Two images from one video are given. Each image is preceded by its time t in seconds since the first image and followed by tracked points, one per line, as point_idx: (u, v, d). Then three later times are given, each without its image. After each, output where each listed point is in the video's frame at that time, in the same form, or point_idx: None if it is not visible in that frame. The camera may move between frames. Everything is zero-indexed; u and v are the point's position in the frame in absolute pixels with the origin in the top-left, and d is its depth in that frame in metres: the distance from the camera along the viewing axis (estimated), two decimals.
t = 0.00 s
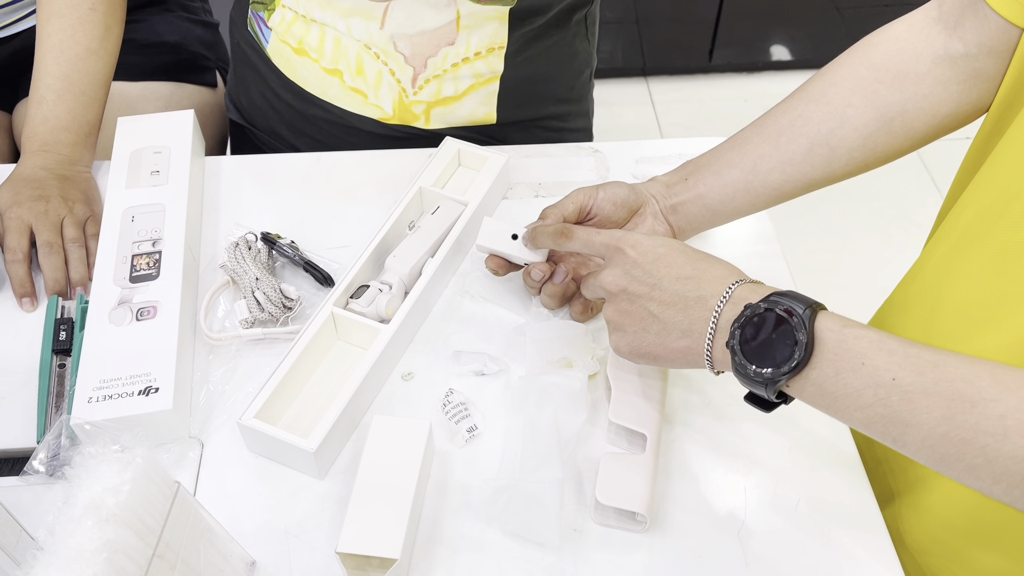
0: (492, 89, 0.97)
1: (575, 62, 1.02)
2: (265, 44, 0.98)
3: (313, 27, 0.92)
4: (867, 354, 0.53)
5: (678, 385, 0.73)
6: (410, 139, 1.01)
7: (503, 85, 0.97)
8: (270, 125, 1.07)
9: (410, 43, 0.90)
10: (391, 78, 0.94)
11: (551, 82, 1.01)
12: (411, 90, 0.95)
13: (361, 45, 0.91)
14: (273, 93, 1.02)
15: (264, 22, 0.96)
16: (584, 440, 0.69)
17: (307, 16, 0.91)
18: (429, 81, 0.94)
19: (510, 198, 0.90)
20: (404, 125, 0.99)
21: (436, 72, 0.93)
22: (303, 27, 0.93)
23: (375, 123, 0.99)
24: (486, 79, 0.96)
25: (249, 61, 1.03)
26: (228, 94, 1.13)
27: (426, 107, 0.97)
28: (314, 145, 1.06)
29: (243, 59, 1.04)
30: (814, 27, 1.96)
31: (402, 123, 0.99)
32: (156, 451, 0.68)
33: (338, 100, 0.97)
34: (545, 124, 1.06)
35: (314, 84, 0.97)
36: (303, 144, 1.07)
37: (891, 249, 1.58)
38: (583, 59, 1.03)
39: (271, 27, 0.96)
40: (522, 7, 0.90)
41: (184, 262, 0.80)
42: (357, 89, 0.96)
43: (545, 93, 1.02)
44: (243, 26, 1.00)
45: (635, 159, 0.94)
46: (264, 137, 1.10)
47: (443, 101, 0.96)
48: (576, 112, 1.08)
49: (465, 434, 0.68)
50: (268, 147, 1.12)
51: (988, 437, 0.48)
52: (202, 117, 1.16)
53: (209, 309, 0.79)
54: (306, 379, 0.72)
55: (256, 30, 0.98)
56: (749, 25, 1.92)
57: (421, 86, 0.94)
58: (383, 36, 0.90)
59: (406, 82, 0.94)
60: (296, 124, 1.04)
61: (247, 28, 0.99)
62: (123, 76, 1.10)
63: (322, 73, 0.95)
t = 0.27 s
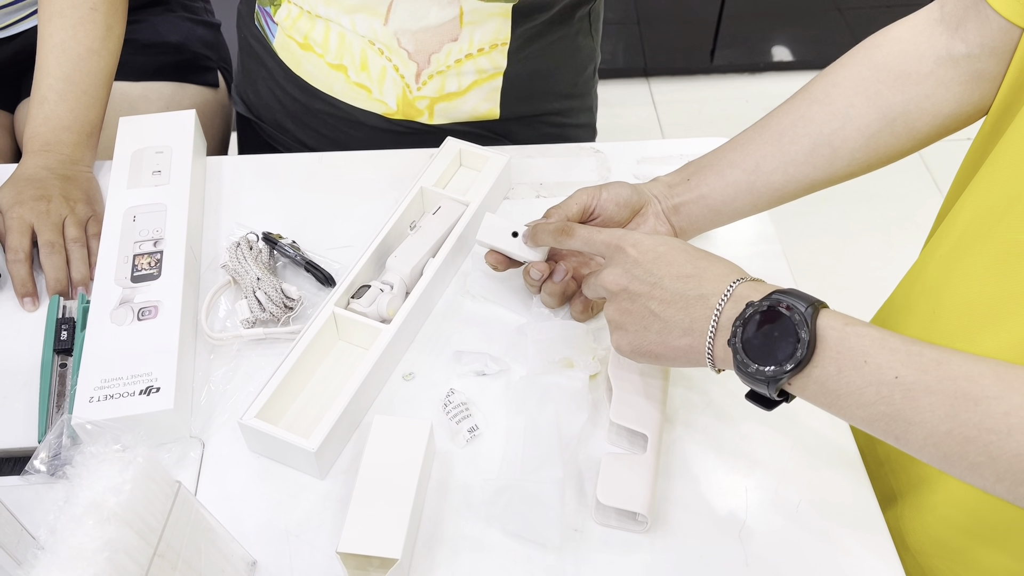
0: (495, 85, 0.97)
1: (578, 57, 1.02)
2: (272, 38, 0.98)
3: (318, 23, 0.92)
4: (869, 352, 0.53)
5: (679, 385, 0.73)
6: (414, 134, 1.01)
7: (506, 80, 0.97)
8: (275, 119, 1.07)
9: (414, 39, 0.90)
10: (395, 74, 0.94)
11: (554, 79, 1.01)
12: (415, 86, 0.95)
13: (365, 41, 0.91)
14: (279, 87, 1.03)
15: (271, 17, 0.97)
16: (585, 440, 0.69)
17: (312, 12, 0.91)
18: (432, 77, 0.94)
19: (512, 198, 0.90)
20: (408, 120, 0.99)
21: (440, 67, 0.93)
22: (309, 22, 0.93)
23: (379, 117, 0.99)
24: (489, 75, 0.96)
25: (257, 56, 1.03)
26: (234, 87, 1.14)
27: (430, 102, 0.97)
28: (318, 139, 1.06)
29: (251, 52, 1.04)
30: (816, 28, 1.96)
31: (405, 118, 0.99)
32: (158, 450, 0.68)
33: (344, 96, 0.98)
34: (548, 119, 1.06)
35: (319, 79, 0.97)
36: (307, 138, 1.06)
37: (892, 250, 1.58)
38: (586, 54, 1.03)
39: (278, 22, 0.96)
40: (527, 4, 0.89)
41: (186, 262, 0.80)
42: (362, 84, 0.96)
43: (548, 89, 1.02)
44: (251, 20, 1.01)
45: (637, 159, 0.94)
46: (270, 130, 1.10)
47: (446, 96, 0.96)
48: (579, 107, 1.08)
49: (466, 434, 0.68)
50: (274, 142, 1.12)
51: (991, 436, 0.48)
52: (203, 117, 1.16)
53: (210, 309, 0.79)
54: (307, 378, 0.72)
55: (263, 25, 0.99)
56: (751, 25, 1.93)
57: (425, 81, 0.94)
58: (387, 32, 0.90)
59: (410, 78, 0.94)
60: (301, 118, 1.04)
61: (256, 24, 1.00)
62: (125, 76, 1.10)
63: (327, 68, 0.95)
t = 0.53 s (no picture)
0: (497, 84, 0.97)
1: (578, 55, 1.01)
2: (275, 37, 0.98)
3: (319, 22, 0.92)
4: (876, 375, 0.53)
5: (679, 386, 0.73)
6: (415, 133, 1.01)
7: (507, 79, 0.97)
8: (278, 117, 1.07)
9: (415, 38, 0.90)
10: (396, 73, 0.94)
11: (554, 78, 1.01)
12: (416, 85, 0.95)
13: (366, 40, 0.91)
14: (281, 87, 1.03)
15: (273, 16, 0.97)
16: (584, 441, 0.68)
17: (314, 11, 0.92)
18: (433, 76, 0.94)
19: (511, 199, 0.90)
20: (409, 119, 0.99)
21: (441, 66, 0.93)
22: (310, 21, 0.93)
23: (380, 116, 0.99)
24: (490, 74, 0.96)
25: (260, 56, 1.03)
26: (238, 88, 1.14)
27: (431, 101, 0.97)
28: (320, 138, 1.06)
29: (254, 52, 1.05)
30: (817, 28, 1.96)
31: (407, 117, 0.99)
32: (157, 451, 0.69)
33: (345, 95, 0.98)
34: (549, 119, 1.06)
35: (321, 78, 0.97)
36: (309, 138, 1.07)
37: (893, 252, 1.58)
38: (586, 55, 1.03)
39: (280, 21, 0.96)
40: (527, 3, 0.90)
41: (186, 263, 0.80)
42: (363, 83, 0.96)
43: (550, 87, 1.02)
44: (254, 19, 1.02)
45: (637, 161, 0.94)
46: (273, 129, 1.10)
47: (447, 96, 0.96)
48: (582, 107, 1.08)
49: (466, 436, 0.68)
50: (277, 140, 1.12)
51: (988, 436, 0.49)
52: (204, 118, 1.16)
53: (209, 310, 0.79)
54: (307, 379, 0.72)
55: (266, 24, 0.99)
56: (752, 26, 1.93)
57: (426, 80, 0.94)
58: (389, 31, 0.90)
59: (411, 77, 0.94)
60: (303, 117, 1.04)
61: (258, 22, 1.01)
62: (126, 77, 1.10)
63: (329, 67, 0.96)
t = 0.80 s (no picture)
0: (495, 84, 0.97)
1: (577, 57, 1.02)
2: (273, 38, 0.98)
3: (318, 23, 0.92)
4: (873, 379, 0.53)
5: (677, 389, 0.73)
6: (414, 134, 1.02)
7: (505, 79, 0.98)
8: (277, 117, 1.07)
9: (413, 39, 0.91)
10: (395, 73, 0.94)
11: (553, 79, 1.01)
12: (414, 85, 0.95)
13: (365, 41, 0.91)
14: (280, 87, 1.03)
15: (272, 16, 0.97)
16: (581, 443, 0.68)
17: (313, 11, 0.92)
18: (432, 77, 0.94)
19: (510, 201, 0.90)
20: (408, 119, 0.99)
21: (439, 67, 0.93)
22: (309, 22, 0.93)
23: (379, 116, 0.99)
24: (488, 74, 0.96)
25: (259, 57, 1.03)
26: (236, 88, 1.14)
27: (429, 101, 0.97)
28: (319, 138, 1.06)
29: (253, 54, 1.05)
30: (818, 30, 1.96)
31: (405, 117, 0.99)
32: (155, 452, 0.69)
33: (343, 95, 0.98)
34: (547, 119, 1.06)
35: (320, 78, 0.97)
36: (308, 138, 1.07)
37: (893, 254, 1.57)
38: (585, 54, 1.03)
39: (278, 21, 0.96)
40: (525, 4, 0.90)
41: (184, 264, 0.80)
42: (361, 84, 0.96)
43: (548, 87, 1.02)
44: (253, 20, 1.02)
45: (635, 162, 0.94)
46: (272, 130, 1.10)
47: (446, 96, 0.96)
48: (580, 107, 1.08)
49: (463, 437, 0.68)
50: (276, 140, 1.12)
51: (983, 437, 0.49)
52: (203, 119, 1.16)
53: (208, 311, 0.79)
54: (305, 379, 0.72)
55: (265, 25, 0.99)
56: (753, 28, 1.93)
57: (424, 81, 0.94)
58: (387, 31, 0.90)
59: (409, 77, 0.94)
60: (302, 117, 1.04)
61: (257, 23, 1.01)
62: (125, 78, 1.10)
63: (327, 67, 0.96)
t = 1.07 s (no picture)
0: (495, 82, 0.97)
1: (577, 55, 1.02)
2: (273, 36, 0.98)
3: (318, 21, 0.92)
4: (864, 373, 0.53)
5: (677, 388, 0.73)
6: (414, 132, 1.01)
7: (505, 76, 0.97)
8: (276, 117, 1.07)
9: (414, 36, 0.90)
10: (395, 70, 0.94)
11: (553, 77, 1.01)
12: (415, 83, 0.95)
13: (365, 38, 0.91)
14: (280, 86, 1.03)
15: (271, 15, 0.97)
16: (582, 442, 0.68)
17: (313, 9, 0.92)
18: (432, 74, 0.94)
19: (511, 200, 0.90)
20: (408, 117, 0.99)
21: (439, 64, 0.93)
22: (309, 19, 0.93)
23: (379, 114, 0.99)
24: (489, 72, 0.96)
25: (259, 56, 1.03)
26: (236, 87, 1.14)
27: (430, 99, 0.97)
28: (319, 137, 1.06)
29: (252, 53, 1.05)
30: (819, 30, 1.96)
31: (406, 116, 0.99)
32: (155, 451, 0.68)
33: (343, 93, 0.98)
34: (547, 117, 1.06)
35: (320, 76, 0.97)
36: (308, 137, 1.07)
37: (894, 254, 1.57)
38: (586, 53, 1.03)
39: (278, 20, 0.96)
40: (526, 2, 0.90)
41: (185, 262, 0.80)
42: (362, 81, 0.96)
43: (548, 85, 1.02)
44: (252, 19, 1.02)
45: (637, 162, 0.94)
46: (272, 129, 1.10)
47: (446, 94, 0.96)
48: (580, 105, 1.08)
49: (464, 436, 0.68)
50: (276, 139, 1.12)
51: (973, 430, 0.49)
52: (204, 118, 1.16)
53: (208, 310, 0.79)
54: (306, 379, 0.72)
55: (264, 24, 0.99)
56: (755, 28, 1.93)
57: (425, 78, 0.94)
58: (388, 29, 0.90)
59: (410, 74, 0.94)
60: (302, 116, 1.04)
61: (257, 22, 1.01)
62: (126, 76, 1.10)
63: (327, 65, 0.96)
